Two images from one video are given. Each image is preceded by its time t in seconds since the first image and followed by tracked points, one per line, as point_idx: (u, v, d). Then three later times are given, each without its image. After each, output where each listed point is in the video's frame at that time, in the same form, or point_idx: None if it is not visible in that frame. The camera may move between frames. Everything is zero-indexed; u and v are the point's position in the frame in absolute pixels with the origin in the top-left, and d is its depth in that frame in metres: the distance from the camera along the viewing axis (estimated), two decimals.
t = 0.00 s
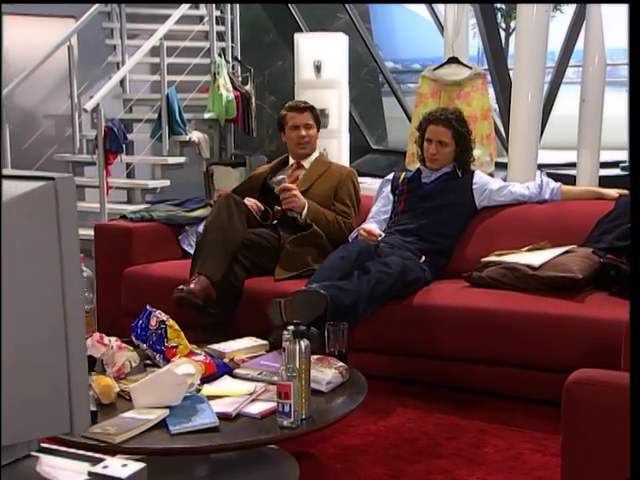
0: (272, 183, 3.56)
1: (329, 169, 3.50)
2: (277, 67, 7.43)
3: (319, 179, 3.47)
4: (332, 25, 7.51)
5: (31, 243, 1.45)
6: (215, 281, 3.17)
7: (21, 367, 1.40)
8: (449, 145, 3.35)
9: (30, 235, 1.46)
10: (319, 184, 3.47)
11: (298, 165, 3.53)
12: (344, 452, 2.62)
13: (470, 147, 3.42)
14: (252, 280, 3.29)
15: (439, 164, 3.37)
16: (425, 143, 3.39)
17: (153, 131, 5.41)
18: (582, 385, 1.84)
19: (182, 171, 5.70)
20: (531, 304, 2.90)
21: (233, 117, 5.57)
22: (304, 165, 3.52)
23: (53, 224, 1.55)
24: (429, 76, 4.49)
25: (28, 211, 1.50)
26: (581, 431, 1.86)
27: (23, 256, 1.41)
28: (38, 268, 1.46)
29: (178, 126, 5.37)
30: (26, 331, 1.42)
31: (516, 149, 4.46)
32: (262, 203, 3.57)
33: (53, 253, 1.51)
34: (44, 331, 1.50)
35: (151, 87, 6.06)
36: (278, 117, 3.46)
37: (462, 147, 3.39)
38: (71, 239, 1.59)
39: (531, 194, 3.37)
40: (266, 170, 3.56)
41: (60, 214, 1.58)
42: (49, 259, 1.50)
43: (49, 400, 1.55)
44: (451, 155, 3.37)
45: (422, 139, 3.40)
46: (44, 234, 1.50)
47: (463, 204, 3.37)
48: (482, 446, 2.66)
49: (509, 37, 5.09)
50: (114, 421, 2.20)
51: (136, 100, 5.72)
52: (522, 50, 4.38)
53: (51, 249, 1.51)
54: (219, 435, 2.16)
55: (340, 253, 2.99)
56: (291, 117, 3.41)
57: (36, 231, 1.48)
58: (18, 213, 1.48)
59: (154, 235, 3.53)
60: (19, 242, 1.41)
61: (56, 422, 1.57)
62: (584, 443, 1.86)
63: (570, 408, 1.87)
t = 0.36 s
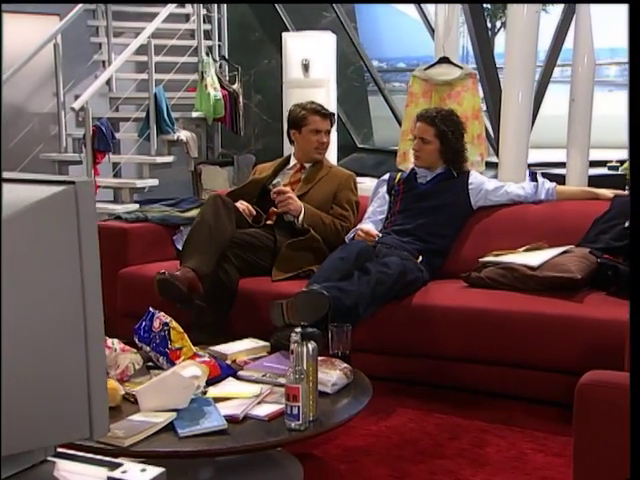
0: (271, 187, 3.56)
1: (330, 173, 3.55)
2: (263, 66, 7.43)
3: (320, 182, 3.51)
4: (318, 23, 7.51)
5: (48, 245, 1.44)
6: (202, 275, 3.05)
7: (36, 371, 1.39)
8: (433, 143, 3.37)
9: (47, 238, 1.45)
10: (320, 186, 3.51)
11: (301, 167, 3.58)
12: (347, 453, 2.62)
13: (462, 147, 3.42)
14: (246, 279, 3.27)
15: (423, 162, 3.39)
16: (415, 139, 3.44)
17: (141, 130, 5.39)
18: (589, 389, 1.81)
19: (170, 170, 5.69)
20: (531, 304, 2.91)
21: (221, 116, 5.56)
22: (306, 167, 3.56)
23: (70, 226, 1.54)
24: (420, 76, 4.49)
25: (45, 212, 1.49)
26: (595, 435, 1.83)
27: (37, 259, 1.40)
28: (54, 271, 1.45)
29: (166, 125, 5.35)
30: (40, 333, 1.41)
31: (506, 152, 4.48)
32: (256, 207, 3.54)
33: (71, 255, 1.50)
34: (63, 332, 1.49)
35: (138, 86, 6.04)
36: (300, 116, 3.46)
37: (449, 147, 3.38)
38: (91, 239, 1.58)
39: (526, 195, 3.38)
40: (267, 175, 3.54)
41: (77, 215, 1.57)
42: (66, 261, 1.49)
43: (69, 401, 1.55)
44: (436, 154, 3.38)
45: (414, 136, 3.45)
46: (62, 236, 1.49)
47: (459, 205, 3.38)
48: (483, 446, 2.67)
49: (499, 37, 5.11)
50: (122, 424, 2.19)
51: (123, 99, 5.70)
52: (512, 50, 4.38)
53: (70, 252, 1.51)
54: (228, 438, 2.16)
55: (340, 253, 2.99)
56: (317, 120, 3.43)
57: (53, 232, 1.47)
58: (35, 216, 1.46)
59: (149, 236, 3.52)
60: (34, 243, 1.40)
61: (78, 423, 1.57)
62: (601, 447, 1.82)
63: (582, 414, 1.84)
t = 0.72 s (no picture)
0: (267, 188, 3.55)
1: (325, 173, 3.52)
2: (250, 66, 7.43)
3: (314, 184, 3.49)
4: (305, 23, 7.50)
5: (68, 249, 1.40)
6: (208, 279, 3.07)
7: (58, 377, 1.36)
8: (427, 143, 3.37)
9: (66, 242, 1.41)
10: (313, 189, 3.48)
11: (295, 169, 3.54)
12: (351, 454, 2.62)
13: (458, 147, 3.42)
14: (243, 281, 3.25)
15: (418, 163, 3.39)
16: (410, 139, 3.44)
17: (130, 130, 5.38)
18: (599, 390, 1.81)
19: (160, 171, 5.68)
20: (530, 304, 2.93)
21: (210, 116, 5.55)
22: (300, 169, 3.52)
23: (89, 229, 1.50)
24: (411, 77, 4.47)
25: (64, 217, 1.45)
26: (606, 434, 1.82)
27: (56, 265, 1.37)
28: (74, 275, 1.42)
29: (155, 125, 5.35)
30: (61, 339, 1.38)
31: (498, 155, 4.49)
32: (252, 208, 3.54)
33: (90, 260, 1.46)
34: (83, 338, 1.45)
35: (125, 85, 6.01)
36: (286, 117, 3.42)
37: (444, 147, 3.38)
38: (109, 242, 1.54)
39: (522, 195, 3.40)
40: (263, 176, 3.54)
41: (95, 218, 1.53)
42: (86, 266, 1.46)
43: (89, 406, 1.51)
44: (430, 154, 3.38)
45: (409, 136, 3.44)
46: (82, 239, 1.45)
47: (456, 205, 3.38)
48: (485, 446, 2.68)
49: (489, 38, 5.12)
50: (129, 427, 2.18)
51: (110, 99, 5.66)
52: (503, 50, 4.38)
53: (90, 257, 1.47)
54: (237, 441, 2.16)
55: (339, 254, 2.99)
56: (299, 121, 3.39)
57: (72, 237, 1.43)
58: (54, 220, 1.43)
59: (145, 237, 3.51)
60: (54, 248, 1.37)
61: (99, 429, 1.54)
62: (614, 444, 1.82)
63: (592, 412, 1.84)
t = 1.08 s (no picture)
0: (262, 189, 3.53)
1: (320, 175, 3.50)
2: (236, 66, 7.43)
3: (309, 186, 3.47)
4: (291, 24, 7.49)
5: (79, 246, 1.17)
6: (206, 278, 3.05)
7: (71, 396, 1.13)
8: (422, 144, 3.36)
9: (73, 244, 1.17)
10: (308, 193, 3.46)
11: (288, 170, 3.53)
12: (353, 456, 2.62)
13: (453, 147, 3.43)
14: (240, 283, 3.25)
15: (414, 164, 3.39)
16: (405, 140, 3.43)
17: (118, 130, 5.37)
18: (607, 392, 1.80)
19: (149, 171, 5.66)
20: (529, 305, 2.93)
21: (199, 116, 5.55)
22: (293, 171, 3.51)
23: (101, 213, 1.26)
24: (402, 77, 4.46)
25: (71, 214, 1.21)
26: (622, 434, 1.80)
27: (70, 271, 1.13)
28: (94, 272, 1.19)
29: (145, 126, 5.34)
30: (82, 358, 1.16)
31: (489, 156, 4.50)
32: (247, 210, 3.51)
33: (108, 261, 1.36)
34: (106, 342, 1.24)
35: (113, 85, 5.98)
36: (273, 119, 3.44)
37: (439, 147, 3.38)
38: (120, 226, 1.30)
39: (517, 196, 3.40)
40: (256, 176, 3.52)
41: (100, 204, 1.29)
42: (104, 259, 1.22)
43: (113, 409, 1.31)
44: (427, 154, 3.37)
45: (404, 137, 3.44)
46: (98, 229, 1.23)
47: (452, 206, 3.39)
48: (487, 447, 2.68)
49: (479, 38, 5.12)
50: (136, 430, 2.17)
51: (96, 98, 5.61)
52: (494, 51, 4.38)
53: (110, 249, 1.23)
54: (244, 444, 2.15)
55: (339, 255, 2.99)
56: (284, 122, 3.39)
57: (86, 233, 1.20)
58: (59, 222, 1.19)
59: (140, 238, 3.49)
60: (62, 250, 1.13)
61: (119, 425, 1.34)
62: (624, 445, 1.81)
63: (601, 410, 1.83)
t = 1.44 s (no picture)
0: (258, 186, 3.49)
1: (314, 173, 3.48)
2: (222, 65, 7.40)
3: (304, 183, 3.44)
4: (277, 22, 7.48)
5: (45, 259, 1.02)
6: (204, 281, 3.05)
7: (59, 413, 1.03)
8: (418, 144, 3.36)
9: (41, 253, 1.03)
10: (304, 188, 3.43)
11: (284, 169, 3.50)
12: (354, 457, 2.62)
13: (449, 147, 3.43)
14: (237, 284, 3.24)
15: (410, 164, 3.39)
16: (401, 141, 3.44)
17: (105, 129, 5.34)
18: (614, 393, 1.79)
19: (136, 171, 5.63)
20: (528, 305, 2.94)
21: (186, 115, 5.53)
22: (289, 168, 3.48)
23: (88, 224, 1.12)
24: (393, 76, 4.44)
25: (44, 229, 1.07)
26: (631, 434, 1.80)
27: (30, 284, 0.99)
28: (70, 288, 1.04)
29: (131, 124, 5.32)
30: (48, 376, 1.01)
31: (479, 155, 4.49)
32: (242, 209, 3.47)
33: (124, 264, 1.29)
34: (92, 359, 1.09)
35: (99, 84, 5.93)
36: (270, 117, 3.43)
37: (435, 148, 3.38)
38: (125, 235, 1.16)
39: (512, 195, 3.41)
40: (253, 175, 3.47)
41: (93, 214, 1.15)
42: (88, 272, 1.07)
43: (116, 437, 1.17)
44: (422, 155, 3.37)
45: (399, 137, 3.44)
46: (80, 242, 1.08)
47: (448, 206, 3.39)
48: (488, 447, 2.68)
49: (468, 38, 5.12)
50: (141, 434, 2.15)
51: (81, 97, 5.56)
52: (485, 50, 4.37)
53: (94, 252, 1.08)
54: (250, 447, 2.14)
55: (337, 255, 3.00)
56: (283, 120, 3.38)
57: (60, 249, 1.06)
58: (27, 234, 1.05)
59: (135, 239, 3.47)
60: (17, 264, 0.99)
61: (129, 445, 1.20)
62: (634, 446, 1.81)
63: (610, 410, 1.83)
